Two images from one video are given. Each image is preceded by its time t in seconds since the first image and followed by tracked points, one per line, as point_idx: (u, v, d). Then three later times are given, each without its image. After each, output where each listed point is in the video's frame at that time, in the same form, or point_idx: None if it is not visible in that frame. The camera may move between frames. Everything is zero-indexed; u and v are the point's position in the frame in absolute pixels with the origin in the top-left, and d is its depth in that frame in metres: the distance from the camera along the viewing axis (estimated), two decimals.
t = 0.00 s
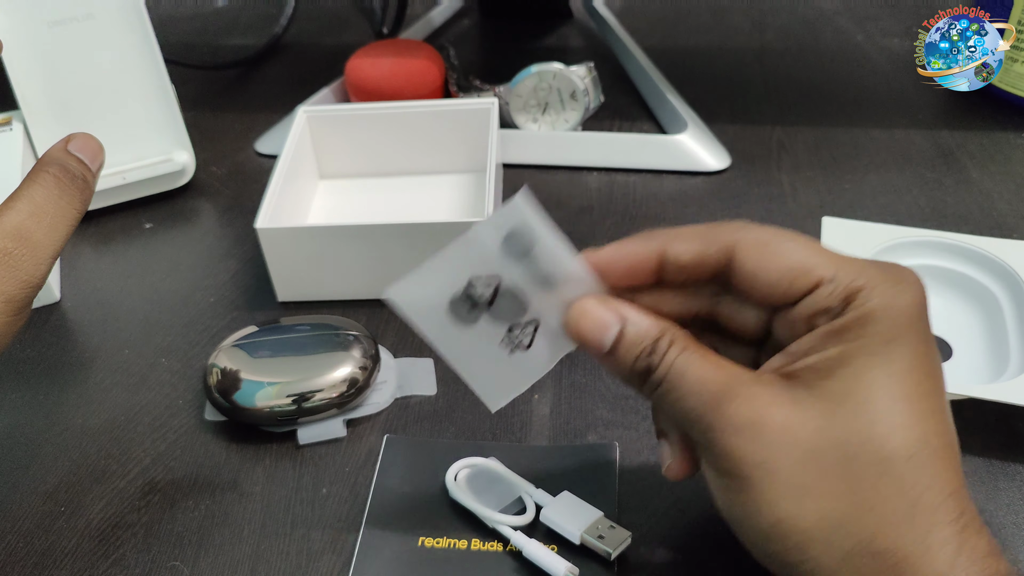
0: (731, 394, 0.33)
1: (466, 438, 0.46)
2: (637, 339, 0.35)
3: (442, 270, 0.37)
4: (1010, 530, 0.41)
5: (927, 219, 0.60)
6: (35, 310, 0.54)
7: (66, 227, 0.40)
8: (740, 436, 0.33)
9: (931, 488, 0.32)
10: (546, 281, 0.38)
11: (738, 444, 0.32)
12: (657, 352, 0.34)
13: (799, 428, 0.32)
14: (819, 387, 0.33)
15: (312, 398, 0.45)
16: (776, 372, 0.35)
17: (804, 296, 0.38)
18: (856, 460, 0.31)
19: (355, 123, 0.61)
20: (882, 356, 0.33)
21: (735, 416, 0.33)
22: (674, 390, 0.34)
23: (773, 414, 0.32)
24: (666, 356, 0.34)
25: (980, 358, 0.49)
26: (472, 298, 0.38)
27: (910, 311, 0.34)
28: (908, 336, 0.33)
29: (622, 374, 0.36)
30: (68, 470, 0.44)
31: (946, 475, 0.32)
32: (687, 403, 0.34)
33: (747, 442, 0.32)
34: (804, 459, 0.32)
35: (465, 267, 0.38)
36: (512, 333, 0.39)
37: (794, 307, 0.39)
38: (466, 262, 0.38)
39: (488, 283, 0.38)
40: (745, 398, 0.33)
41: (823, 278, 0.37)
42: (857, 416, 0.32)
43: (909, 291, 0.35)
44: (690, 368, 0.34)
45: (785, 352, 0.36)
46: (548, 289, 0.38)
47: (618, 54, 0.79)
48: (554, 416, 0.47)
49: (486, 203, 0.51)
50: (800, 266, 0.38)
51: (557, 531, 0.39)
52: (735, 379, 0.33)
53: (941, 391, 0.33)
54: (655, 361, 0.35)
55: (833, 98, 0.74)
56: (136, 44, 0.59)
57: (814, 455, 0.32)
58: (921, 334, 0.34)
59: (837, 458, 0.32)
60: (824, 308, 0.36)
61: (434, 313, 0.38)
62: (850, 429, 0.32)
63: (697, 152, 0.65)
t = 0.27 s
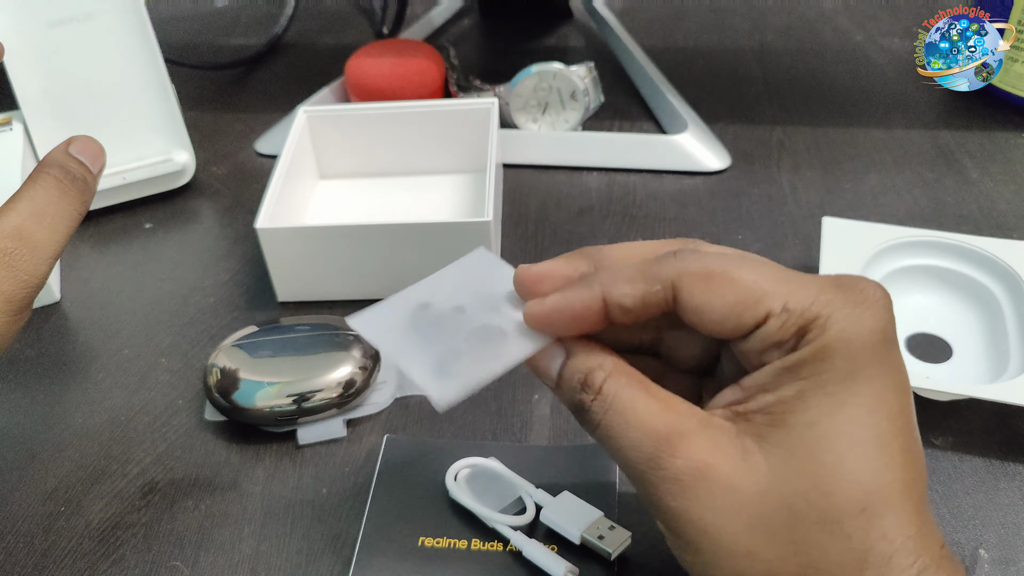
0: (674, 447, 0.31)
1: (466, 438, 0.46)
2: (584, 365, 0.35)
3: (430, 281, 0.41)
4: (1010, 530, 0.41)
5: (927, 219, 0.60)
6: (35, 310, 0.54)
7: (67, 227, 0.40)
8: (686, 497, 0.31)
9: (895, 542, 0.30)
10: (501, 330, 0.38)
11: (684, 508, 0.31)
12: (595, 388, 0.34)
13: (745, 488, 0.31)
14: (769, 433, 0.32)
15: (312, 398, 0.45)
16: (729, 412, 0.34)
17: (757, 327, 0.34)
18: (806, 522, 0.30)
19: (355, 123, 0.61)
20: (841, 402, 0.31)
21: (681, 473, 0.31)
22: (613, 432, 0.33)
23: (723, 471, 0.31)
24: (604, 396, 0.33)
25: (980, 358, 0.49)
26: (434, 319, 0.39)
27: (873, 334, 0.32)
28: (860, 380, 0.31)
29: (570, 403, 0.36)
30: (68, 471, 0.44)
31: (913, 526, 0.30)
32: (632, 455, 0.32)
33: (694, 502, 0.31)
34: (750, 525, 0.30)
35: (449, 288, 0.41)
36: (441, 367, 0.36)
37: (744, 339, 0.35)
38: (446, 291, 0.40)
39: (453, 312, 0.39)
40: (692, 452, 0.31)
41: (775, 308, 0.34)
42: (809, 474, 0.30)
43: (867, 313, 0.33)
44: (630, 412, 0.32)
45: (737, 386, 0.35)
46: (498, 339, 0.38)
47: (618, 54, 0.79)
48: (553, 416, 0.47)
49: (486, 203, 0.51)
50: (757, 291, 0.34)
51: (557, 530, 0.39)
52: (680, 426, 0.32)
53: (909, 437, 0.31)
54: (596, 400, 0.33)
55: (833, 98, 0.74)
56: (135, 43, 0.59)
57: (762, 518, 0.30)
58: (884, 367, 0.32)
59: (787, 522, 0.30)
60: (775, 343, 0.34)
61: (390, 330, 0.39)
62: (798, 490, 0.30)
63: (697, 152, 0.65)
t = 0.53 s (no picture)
0: (730, 434, 0.31)
1: (466, 438, 0.46)
2: (601, 352, 0.32)
3: (445, 295, 0.37)
4: (1010, 530, 0.41)
5: (927, 219, 0.60)
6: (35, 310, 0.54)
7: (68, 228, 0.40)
8: (756, 477, 0.31)
9: (928, 515, 0.33)
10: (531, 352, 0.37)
11: (753, 488, 0.31)
12: (620, 374, 0.31)
13: (811, 466, 0.31)
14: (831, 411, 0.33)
15: (312, 398, 0.45)
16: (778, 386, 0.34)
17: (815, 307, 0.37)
18: (863, 498, 0.32)
19: (355, 123, 0.61)
20: (893, 382, 0.33)
21: (749, 451, 0.31)
22: (657, 415, 0.31)
23: (793, 449, 0.31)
24: (632, 383, 0.31)
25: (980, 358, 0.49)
26: (459, 343, 0.37)
27: (919, 317, 0.35)
28: (912, 359, 0.34)
29: (591, 403, 0.33)
30: (68, 470, 0.44)
31: (943, 501, 0.33)
32: (685, 442, 0.31)
33: (762, 482, 0.31)
34: (816, 502, 0.31)
35: (470, 302, 0.37)
36: (485, 402, 0.37)
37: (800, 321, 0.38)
38: (468, 307, 0.37)
39: (478, 336, 0.37)
40: (758, 428, 0.31)
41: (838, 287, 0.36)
42: (869, 451, 0.32)
43: (912, 298, 0.35)
44: (670, 401, 0.31)
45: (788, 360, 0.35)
46: (531, 364, 0.37)
47: (618, 54, 0.79)
48: (553, 416, 0.47)
49: (486, 203, 0.51)
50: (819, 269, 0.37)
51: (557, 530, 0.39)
52: (732, 408, 0.31)
53: (945, 418, 0.34)
54: (622, 389, 0.31)
55: (833, 98, 0.74)
56: (135, 44, 0.59)
57: (826, 496, 0.31)
58: (923, 349, 0.34)
59: (846, 498, 0.31)
60: (834, 319, 0.36)
61: (414, 355, 0.36)
62: (859, 466, 0.32)
63: (697, 152, 0.65)
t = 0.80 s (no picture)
0: (773, 400, 0.32)
1: (466, 438, 0.46)
2: (659, 332, 0.35)
3: (499, 286, 0.39)
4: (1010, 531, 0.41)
5: (927, 219, 0.60)
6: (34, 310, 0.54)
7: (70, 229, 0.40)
8: (796, 440, 0.32)
9: (959, 490, 0.33)
10: (579, 338, 0.39)
11: (792, 453, 0.32)
12: (677, 347, 0.34)
13: (850, 433, 0.32)
14: (865, 385, 0.33)
15: (312, 398, 0.45)
16: (820, 369, 0.35)
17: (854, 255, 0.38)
18: (899, 468, 0.32)
19: (356, 123, 0.61)
20: (930, 358, 0.33)
21: (789, 416, 0.32)
22: (704, 386, 0.33)
23: (833, 416, 0.32)
24: (689, 355, 0.33)
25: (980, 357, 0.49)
26: (512, 330, 0.40)
27: (958, 290, 0.35)
28: (956, 329, 0.34)
29: (644, 379, 0.35)
30: (68, 470, 0.44)
31: (975, 479, 0.34)
32: (724, 402, 0.33)
33: (801, 446, 0.32)
34: (853, 469, 0.32)
35: (523, 291, 0.39)
36: (536, 384, 0.40)
37: (841, 269, 0.39)
38: (521, 297, 0.39)
39: (530, 323, 0.39)
40: (796, 395, 0.32)
41: (880, 244, 0.37)
42: (907, 422, 0.33)
43: (947, 273, 0.36)
44: (722, 372, 0.33)
45: (829, 342, 0.36)
46: (579, 349, 0.39)
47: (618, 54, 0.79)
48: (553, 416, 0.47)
49: (486, 203, 0.51)
50: (862, 224, 0.38)
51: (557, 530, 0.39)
52: (778, 378, 0.33)
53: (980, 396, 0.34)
54: (680, 358, 0.33)
55: (832, 98, 0.74)
56: (135, 44, 0.60)
57: (863, 463, 0.32)
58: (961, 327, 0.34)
59: (884, 468, 0.32)
60: (870, 278, 0.37)
61: (468, 343, 0.40)
62: (896, 436, 0.32)
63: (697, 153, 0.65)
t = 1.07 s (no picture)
0: (767, 394, 0.32)
1: (466, 438, 0.46)
2: (669, 328, 0.36)
3: (504, 272, 0.40)
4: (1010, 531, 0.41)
5: (927, 219, 0.60)
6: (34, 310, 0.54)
7: (71, 229, 0.40)
8: (785, 434, 0.32)
9: (952, 491, 0.33)
10: (582, 324, 0.40)
11: (782, 446, 0.32)
12: (689, 342, 0.35)
13: (840, 428, 0.32)
14: (862, 384, 0.33)
15: (312, 398, 0.45)
16: (820, 369, 0.35)
17: (855, 258, 0.38)
18: (889, 464, 0.32)
19: (356, 123, 0.61)
20: (928, 358, 0.33)
21: (779, 409, 0.32)
22: (706, 380, 0.34)
23: (824, 412, 0.32)
24: (699, 350, 0.34)
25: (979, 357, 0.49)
26: (516, 318, 0.40)
27: (958, 292, 0.35)
28: (954, 331, 0.34)
29: (652, 371, 0.36)
30: (68, 470, 0.44)
31: (971, 481, 0.33)
32: (721, 395, 0.33)
33: (790, 439, 0.32)
34: (844, 465, 0.32)
35: (528, 277, 0.39)
36: (539, 369, 0.40)
37: (842, 270, 0.39)
38: (526, 283, 0.40)
39: (535, 308, 0.40)
40: (787, 389, 0.33)
41: (881, 245, 0.37)
42: (899, 419, 0.32)
43: (949, 274, 0.35)
44: (726, 364, 0.34)
45: (830, 342, 0.36)
46: (581, 334, 0.40)
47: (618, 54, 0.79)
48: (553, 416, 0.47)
49: (486, 203, 0.51)
50: (864, 225, 0.38)
51: (557, 530, 0.39)
52: (777, 374, 0.33)
53: (978, 398, 0.34)
54: (690, 353, 0.34)
55: (832, 98, 0.74)
56: (135, 43, 0.60)
57: (854, 458, 0.32)
58: (961, 328, 0.34)
59: (874, 464, 0.32)
60: (870, 279, 0.37)
61: (472, 331, 0.40)
62: (888, 433, 0.32)
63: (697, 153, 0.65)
